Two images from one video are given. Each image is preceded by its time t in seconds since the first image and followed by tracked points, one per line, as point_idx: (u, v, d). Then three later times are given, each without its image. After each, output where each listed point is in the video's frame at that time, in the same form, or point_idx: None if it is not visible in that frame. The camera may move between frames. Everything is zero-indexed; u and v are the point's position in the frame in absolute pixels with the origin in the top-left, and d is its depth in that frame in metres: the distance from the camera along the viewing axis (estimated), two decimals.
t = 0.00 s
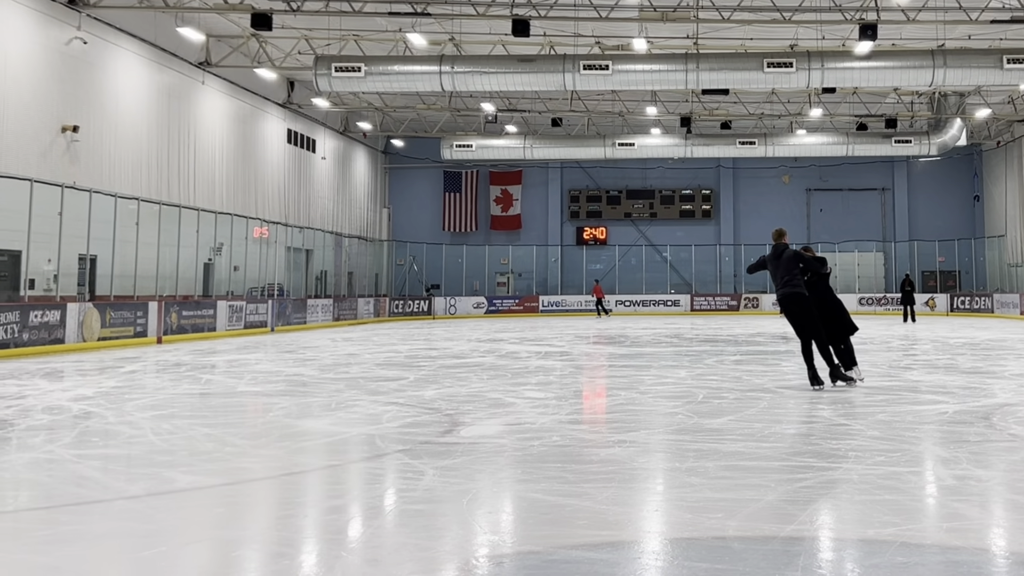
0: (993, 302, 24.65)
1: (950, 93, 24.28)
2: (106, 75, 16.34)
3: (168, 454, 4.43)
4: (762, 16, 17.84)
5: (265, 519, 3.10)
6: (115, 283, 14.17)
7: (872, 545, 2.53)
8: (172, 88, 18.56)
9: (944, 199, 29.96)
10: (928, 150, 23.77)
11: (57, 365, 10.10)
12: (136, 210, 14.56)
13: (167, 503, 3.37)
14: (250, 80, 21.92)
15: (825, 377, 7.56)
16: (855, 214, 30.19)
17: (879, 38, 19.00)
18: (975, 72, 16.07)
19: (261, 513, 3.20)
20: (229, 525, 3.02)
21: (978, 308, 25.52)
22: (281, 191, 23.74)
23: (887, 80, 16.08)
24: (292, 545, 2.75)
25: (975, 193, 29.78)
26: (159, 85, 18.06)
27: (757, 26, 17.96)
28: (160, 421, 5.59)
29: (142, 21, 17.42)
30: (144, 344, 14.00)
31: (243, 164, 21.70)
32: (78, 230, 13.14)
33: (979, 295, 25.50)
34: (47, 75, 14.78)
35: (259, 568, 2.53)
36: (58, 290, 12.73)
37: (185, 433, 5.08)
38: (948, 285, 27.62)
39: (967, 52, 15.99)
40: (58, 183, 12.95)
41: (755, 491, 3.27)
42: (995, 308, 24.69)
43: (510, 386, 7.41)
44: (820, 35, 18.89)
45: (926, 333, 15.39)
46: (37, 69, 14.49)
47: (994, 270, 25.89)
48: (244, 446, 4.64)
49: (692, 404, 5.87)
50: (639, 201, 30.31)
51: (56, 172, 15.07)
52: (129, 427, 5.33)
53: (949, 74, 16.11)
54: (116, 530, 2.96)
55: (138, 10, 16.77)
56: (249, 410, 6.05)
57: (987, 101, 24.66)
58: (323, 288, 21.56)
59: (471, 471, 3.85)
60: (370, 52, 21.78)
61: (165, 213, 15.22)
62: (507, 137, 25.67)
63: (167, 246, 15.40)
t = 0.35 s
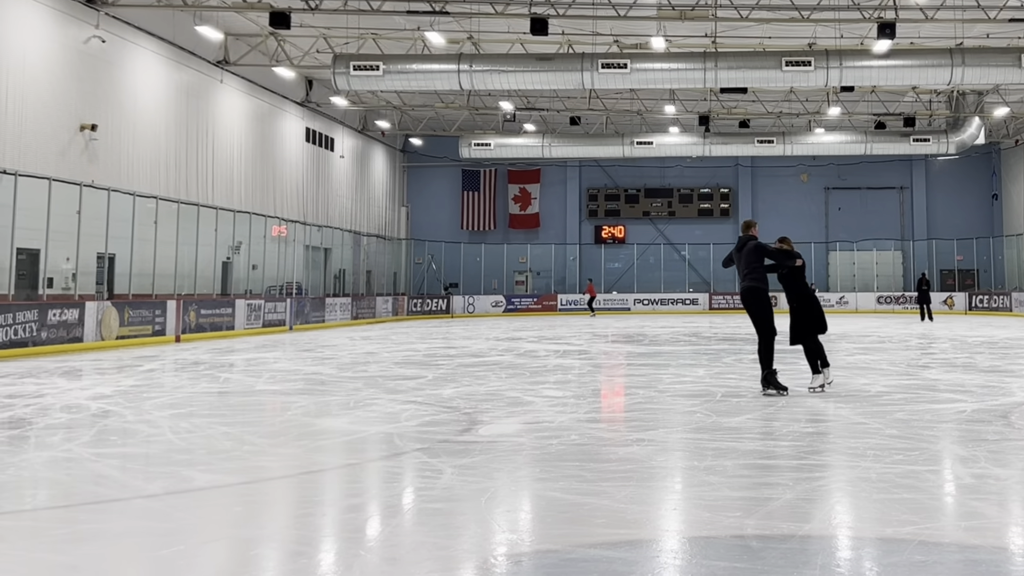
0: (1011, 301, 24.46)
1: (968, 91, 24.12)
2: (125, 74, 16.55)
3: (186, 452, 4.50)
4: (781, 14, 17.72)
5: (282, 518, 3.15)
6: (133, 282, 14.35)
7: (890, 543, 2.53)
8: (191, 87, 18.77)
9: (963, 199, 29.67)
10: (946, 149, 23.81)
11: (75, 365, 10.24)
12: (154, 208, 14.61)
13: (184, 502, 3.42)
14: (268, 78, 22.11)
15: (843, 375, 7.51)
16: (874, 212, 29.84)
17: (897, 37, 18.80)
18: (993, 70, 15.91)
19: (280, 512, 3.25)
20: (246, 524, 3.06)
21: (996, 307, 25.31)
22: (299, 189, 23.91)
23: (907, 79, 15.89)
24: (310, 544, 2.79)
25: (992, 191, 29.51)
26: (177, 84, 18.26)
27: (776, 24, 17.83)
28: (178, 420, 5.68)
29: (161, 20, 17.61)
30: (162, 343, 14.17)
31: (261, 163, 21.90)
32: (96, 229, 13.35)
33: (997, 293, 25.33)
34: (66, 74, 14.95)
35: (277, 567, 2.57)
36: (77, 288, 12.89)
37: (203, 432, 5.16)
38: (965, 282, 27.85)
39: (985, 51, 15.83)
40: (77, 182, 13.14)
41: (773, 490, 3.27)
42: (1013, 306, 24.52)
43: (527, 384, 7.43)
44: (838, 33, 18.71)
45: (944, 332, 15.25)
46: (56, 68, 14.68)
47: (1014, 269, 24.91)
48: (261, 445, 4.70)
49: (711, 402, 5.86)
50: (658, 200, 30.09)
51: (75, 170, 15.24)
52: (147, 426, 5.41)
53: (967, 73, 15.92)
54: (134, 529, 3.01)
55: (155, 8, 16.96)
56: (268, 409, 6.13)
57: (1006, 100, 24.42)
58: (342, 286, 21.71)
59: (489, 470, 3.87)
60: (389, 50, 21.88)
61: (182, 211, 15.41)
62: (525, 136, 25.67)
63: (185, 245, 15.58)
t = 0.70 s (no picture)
0: None
1: (986, 90, 23.70)
2: (144, 73, 16.78)
3: (205, 451, 4.57)
4: (799, 13, 17.58)
5: (301, 517, 3.19)
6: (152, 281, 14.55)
7: (908, 542, 2.51)
8: (209, 86, 18.99)
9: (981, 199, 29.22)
10: (965, 147, 23.43)
11: (92, 363, 10.38)
12: (171, 207, 14.98)
13: (203, 500, 3.47)
14: (286, 77, 22.29)
15: (863, 374, 7.45)
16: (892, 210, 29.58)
17: (916, 36, 18.59)
18: (1014, 68, 15.66)
19: (298, 510, 3.29)
20: (265, 523, 3.10)
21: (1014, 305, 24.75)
22: (318, 188, 24.08)
23: (928, 77, 15.68)
24: (328, 543, 2.83)
25: (1010, 190, 28.95)
26: (196, 82, 18.48)
27: (795, 23, 17.67)
28: (196, 418, 5.76)
29: (180, 19, 17.83)
30: (181, 342, 14.26)
31: (280, 161, 22.09)
32: (114, 228, 13.54)
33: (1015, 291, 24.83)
34: (85, 73, 15.17)
35: (296, 565, 2.61)
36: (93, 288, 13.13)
37: (221, 430, 5.23)
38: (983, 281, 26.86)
39: (1007, 48, 15.58)
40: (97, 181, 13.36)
41: (790, 489, 3.26)
42: None
43: (545, 383, 7.46)
44: (858, 31, 18.53)
45: (965, 331, 15.08)
46: (74, 67, 14.90)
47: None
48: (280, 443, 4.76)
49: (730, 401, 5.83)
50: (676, 199, 30.02)
51: (94, 169, 15.46)
52: (165, 424, 5.50)
53: (986, 72, 15.64)
54: (152, 528, 3.07)
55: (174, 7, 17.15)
56: (285, 408, 6.19)
57: None
58: (360, 285, 21.84)
59: (507, 469, 3.90)
60: (407, 49, 21.99)
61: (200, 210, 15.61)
62: (545, 134, 25.67)
63: (203, 244, 15.76)
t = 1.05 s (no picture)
0: None
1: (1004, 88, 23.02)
2: (162, 72, 16.98)
3: (223, 449, 4.63)
4: (817, 10, 17.43)
5: (319, 515, 3.23)
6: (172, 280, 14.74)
7: (926, 540, 2.51)
8: (227, 84, 19.18)
9: (999, 200, 28.76)
10: (983, 146, 23.31)
11: (111, 362, 10.54)
12: (191, 205, 15.03)
13: (221, 499, 3.53)
14: (305, 76, 22.45)
15: (882, 372, 7.39)
16: (910, 210, 29.22)
17: (935, 34, 18.37)
18: None
19: (316, 508, 3.34)
20: (284, 522, 3.15)
21: None
22: (336, 187, 24.24)
23: (949, 76, 15.47)
24: (346, 541, 2.87)
25: None
26: (214, 81, 18.66)
27: (815, 20, 17.51)
28: (214, 417, 5.84)
29: (198, 18, 18.03)
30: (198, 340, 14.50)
31: (298, 160, 22.26)
32: (132, 226, 13.73)
33: None
34: (103, 71, 15.38)
35: (315, 563, 2.65)
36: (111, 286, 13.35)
37: (239, 429, 5.31)
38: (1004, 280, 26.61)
39: None
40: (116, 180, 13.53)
41: (809, 488, 3.25)
42: None
43: (563, 381, 7.47)
44: (876, 30, 18.36)
45: (986, 329, 14.89)
46: (92, 66, 15.11)
47: None
48: (298, 442, 4.82)
49: (748, 400, 5.82)
50: (694, 197, 29.90)
51: (112, 167, 15.66)
52: (183, 423, 5.58)
53: (1004, 71, 15.39)
54: (170, 526, 3.13)
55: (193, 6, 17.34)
56: (304, 406, 6.26)
57: None
58: (378, 283, 21.96)
59: (525, 467, 3.92)
60: (426, 48, 22.09)
61: (219, 208, 15.78)
62: (563, 133, 25.68)
63: (221, 242, 15.94)
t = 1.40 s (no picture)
0: None
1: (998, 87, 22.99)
2: (155, 72, 16.91)
3: (216, 449, 4.60)
4: (810, 10, 17.51)
5: (312, 514, 3.22)
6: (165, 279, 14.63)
7: (919, 540, 2.51)
8: (220, 84, 19.11)
9: (994, 197, 28.94)
10: (976, 146, 23.35)
11: (105, 362, 10.48)
12: (183, 205, 15.02)
13: (214, 498, 3.51)
14: (297, 76, 22.38)
15: (874, 372, 7.41)
16: (903, 209, 29.39)
17: (926, 34, 18.48)
18: None
19: (308, 507, 3.32)
20: (277, 521, 3.14)
21: None
22: (329, 187, 24.18)
23: (941, 75, 15.55)
24: (339, 541, 2.86)
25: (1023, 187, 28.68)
26: (207, 81, 18.58)
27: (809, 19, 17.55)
28: (207, 416, 5.81)
29: (190, 17, 17.96)
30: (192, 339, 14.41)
31: (290, 160, 22.18)
32: (125, 226, 13.66)
33: None
34: (95, 71, 15.28)
35: (308, 563, 2.63)
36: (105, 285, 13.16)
37: (232, 429, 5.28)
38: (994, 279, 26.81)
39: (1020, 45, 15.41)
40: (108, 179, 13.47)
41: (802, 487, 3.25)
42: None
43: (556, 381, 7.47)
44: (868, 30, 18.46)
45: (976, 329, 15.00)
46: (85, 66, 15.00)
47: None
48: (291, 441, 4.81)
49: (740, 399, 5.83)
50: (687, 197, 30.02)
51: (105, 167, 15.56)
52: (176, 423, 5.55)
53: (997, 70, 15.45)
54: (163, 525, 3.11)
55: (185, 5, 17.27)
56: (297, 406, 6.25)
57: None
58: (371, 283, 21.91)
59: (518, 467, 3.91)
60: (418, 47, 22.05)
61: (212, 208, 15.72)
62: (555, 132, 25.70)
63: (214, 241, 15.87)
